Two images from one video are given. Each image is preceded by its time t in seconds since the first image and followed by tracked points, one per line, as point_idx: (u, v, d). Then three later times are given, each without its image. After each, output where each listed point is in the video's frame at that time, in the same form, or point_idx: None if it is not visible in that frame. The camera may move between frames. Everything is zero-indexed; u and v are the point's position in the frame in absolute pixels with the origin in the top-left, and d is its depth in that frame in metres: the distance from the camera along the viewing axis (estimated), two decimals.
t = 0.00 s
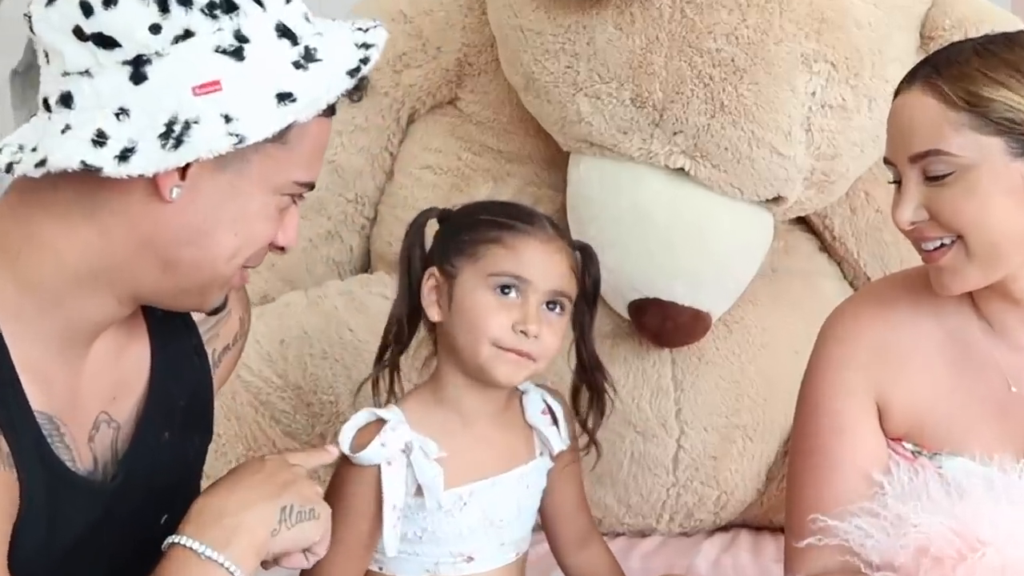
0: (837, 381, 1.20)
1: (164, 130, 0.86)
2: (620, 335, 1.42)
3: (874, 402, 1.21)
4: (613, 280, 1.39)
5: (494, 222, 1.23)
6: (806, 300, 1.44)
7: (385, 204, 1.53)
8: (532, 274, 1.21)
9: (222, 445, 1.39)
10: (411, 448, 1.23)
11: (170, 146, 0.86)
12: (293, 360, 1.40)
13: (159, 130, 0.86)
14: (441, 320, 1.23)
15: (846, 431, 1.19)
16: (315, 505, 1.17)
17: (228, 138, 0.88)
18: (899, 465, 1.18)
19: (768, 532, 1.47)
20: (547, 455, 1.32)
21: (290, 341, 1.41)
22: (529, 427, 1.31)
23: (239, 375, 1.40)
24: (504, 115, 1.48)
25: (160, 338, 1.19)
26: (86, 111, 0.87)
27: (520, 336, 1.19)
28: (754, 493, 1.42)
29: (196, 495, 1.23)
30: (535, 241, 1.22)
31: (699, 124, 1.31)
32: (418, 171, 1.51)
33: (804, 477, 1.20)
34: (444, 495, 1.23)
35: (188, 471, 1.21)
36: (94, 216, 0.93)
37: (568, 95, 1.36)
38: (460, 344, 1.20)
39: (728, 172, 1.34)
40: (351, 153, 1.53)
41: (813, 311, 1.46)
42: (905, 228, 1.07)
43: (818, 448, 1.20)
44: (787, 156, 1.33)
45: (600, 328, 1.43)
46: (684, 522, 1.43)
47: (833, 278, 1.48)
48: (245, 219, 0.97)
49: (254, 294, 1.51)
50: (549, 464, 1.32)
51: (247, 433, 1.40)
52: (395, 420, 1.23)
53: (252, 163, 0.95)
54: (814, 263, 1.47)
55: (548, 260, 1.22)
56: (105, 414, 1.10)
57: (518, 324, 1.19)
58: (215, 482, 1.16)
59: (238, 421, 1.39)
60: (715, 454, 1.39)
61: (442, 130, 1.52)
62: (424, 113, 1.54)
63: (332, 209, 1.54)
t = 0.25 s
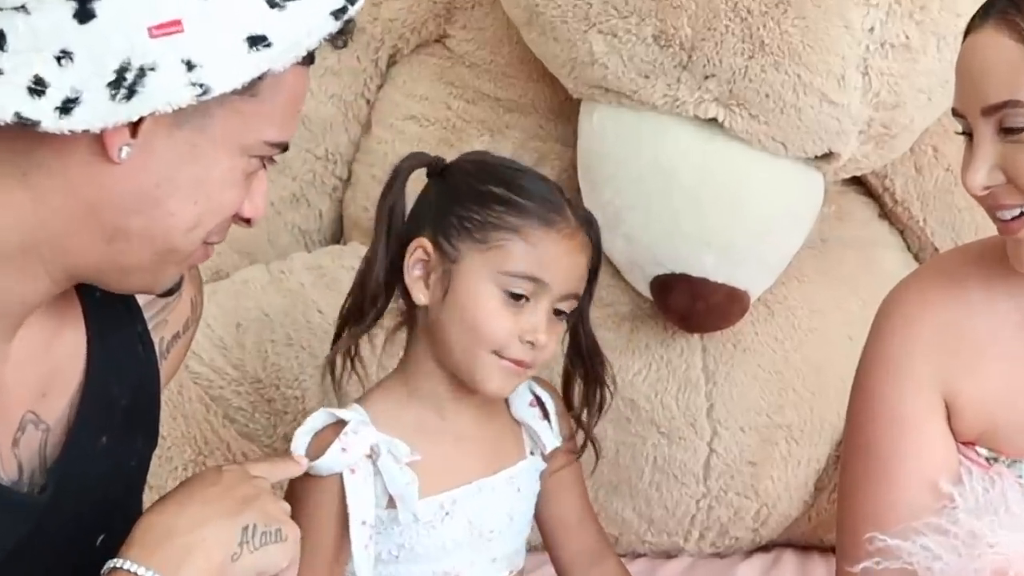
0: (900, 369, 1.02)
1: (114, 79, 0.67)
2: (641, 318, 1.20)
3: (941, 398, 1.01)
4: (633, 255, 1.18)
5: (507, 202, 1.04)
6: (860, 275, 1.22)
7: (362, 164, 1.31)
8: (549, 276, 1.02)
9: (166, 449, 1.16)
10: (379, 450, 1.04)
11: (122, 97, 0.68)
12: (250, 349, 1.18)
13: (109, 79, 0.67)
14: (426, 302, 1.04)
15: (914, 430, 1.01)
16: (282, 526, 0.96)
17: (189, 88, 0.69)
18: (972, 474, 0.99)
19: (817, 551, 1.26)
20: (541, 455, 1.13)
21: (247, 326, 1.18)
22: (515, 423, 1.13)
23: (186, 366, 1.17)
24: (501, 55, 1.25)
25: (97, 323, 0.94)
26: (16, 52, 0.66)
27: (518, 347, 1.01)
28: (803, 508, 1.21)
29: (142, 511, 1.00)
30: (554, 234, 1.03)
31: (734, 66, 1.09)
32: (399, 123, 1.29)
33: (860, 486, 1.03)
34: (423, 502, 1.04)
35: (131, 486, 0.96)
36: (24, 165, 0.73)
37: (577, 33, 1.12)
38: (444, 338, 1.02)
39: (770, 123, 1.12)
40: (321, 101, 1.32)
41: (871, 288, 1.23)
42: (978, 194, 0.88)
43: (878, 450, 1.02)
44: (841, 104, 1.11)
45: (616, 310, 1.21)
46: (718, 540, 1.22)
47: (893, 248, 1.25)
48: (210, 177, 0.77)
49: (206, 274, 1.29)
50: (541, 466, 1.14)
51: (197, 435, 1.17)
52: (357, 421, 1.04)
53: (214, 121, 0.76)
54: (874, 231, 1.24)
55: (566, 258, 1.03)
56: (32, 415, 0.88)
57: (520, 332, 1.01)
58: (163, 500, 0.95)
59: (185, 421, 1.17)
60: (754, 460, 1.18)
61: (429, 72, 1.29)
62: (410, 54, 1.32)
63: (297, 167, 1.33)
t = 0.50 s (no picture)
0: (962, 357, 0.94)
1: (57, 24, 0.65)
2: (662, 299, 1.06)
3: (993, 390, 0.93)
4: (654, 223, 1.02)
5: (508, 157, 0.91)
6: (914, 249, 1.08)
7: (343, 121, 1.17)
8: (561, 243, 0.90)
9: (113, 450, 1.04)
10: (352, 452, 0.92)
11: (65, 46, 0.65)
12: (208, 333, 1.09)
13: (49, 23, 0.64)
14: (417, 278, 0.91)
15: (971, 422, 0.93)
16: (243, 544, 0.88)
17: (142, 34, 0.67)
18: None
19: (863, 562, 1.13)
20: (539, 450, 1.00)
21: (205, 307, 1.09)
22: (510, 414, 1.00)
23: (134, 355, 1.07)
24: None
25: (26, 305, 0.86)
26: None
27: (525, 330, 0.89)
28: (850, 520, 1.08)
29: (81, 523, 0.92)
30: (565, 194, 0.91)
31: (771, 3, 0.93)
32: (382, 72, 1.15)
33: (905, 470, 0.94)
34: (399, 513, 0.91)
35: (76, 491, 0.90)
36: None
37: None
38: (440, 320, 0.90)
39: (812, 72, 0.95)
40: (290, 47, 1.19)
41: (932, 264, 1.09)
42: None
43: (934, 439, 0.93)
44: (893, 50, 0.94)
45: (633, 290, 1.07)
46: (750, 554, 1.08)
47: (955, 216, 1.10)
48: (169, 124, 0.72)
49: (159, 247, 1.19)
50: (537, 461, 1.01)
51: (147, 433, 1.06)
52: (328, 418, 0.92)
53: (171, 71, 0.71)
54: (932, 198, 1.11)
55: (580, 222, 0.91)
56: None
57: (528, 312, 0.89)
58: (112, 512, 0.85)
59: (133, 417, 1.06)
60: (793, 462, 1.05)
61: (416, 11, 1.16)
62: None
63: (263, 124, 1.20)
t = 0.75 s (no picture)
0: (1015, 352, 0.82)
1: None
2: (679, 291, 0.98)
3: None
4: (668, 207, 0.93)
5: (492, 116, 0.86)
6: (959, 235, 1.00)
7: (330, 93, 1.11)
8: (570, 192, 0.85)
9: (68, 461, 1.01)
10: (354, 481, 0.85)
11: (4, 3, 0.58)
12: (173, 330, 1.04)
13: None
14: (419, 273, 0.85)
15: None
16: (211, 563, 0.78)
17: None
18: None
19: None
20: (567, 473, 0.94)
21: (170, 301, 1.04)
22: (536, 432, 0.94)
23: (93, 353, 1.03)
24: None
25: None
26: None
27: (557, 293, 0.83)
28: (889, 537, 1.00)
29: (30, 536, 0.83)
30: (563, 140, 0.86)
31: None
32: (365, 38, 1.09)
33: (948, 481, 0.83)
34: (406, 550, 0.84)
35: (20, 505, 0.81)
36: None
37: None
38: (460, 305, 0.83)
39: (846, 39, 0.84)
40: (265, 10, 1.15)
41: (980, 252, 1.00)
42: None
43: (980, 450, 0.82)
44: (937, 14, 0.82)
45: (647, 280, 0.99)
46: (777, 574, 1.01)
47: (1004, 200, 1.01)
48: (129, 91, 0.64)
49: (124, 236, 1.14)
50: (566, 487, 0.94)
51: (105, 440, 1.02)
52: (324, 442, 0.85)
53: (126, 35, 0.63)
54: (982, 178, 1.01)
55: (585, 168, 0.86)
56: None
57: (553, 276, 0.83)
58: (64, 528, 0.75)
59: (88, 423, 1.02)
60: (825, 474, 0.97)
61: None
62: None
63: (234, 95, 1.16)
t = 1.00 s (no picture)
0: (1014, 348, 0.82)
1: None
2: (679, 290, 0.98)
3: None
4: (667, 208, 0.93)
5: (480, 112, 0.87)
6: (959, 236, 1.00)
7: (330, 95, 1.11)
8: (570, 176, 0.85)
9: (68, 462, 1.01)
10: (386, 495, 0.85)
11: None
12: (173, 330, 1.04)
13: None
14: (433, 278, 0.85)
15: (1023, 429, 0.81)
16: (211, 563, 0.77)
17: None
18: None
19: None
20: (586, 485, 0.94)
21: (169, 302, 1.04)
22: (557, 443, 0.94)
23: (93, 353, 1.03)
24: None
25: None
26: None
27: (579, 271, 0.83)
28: (890, 537, 1.00)
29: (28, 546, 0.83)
30: (554, 125, 0.87)
31: None
32: (365, 38, 1.09)
33: (948, 480, 0.83)
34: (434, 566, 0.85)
35: (18, 510, 0.81)
36: None
37: None
38: (477, 302, 0.83)
39: (846, 39, 0.84)
40: (265, 9, 1.15)
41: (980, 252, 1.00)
42: None
43: (980, 449, 0.82)
44: (938, 14, 0.83)
45: (647, 280, 0.99)
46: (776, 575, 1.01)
47: (1003, 202, 1.02)
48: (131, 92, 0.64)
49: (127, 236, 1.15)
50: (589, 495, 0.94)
51: (104, 440, 1.02)
52: (357, 456, 0.85)
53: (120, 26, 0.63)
54: (981, 179, 1.02)
55: (580, 152, 0.86)
56: None
57: (568, 258, 0.83)
58: (63, 527, 0.75)
59: (88, 424, 1.02)
60: (826, 474, 0.97)
61: None
62: None
63: (233, 95, 1.16)
